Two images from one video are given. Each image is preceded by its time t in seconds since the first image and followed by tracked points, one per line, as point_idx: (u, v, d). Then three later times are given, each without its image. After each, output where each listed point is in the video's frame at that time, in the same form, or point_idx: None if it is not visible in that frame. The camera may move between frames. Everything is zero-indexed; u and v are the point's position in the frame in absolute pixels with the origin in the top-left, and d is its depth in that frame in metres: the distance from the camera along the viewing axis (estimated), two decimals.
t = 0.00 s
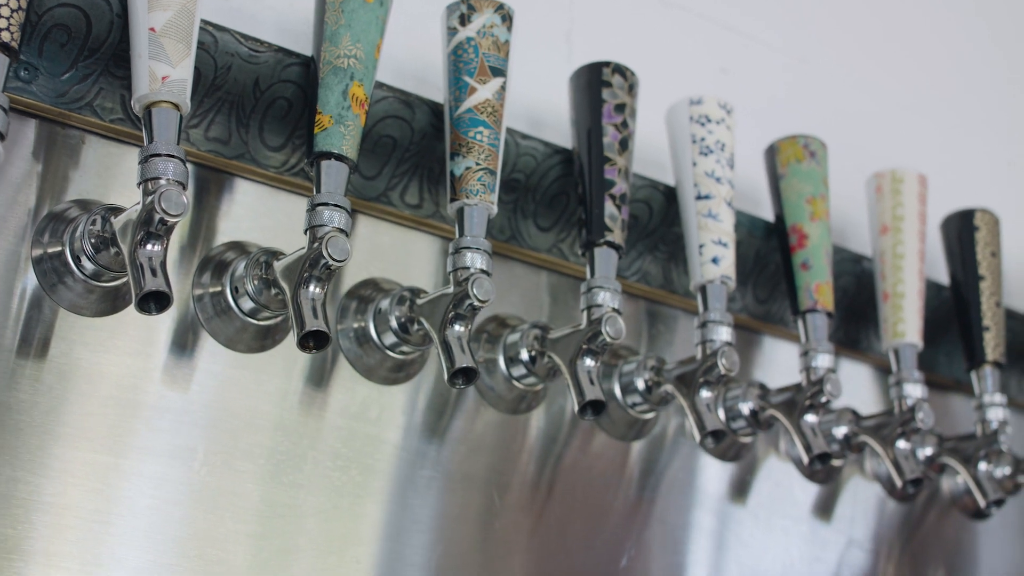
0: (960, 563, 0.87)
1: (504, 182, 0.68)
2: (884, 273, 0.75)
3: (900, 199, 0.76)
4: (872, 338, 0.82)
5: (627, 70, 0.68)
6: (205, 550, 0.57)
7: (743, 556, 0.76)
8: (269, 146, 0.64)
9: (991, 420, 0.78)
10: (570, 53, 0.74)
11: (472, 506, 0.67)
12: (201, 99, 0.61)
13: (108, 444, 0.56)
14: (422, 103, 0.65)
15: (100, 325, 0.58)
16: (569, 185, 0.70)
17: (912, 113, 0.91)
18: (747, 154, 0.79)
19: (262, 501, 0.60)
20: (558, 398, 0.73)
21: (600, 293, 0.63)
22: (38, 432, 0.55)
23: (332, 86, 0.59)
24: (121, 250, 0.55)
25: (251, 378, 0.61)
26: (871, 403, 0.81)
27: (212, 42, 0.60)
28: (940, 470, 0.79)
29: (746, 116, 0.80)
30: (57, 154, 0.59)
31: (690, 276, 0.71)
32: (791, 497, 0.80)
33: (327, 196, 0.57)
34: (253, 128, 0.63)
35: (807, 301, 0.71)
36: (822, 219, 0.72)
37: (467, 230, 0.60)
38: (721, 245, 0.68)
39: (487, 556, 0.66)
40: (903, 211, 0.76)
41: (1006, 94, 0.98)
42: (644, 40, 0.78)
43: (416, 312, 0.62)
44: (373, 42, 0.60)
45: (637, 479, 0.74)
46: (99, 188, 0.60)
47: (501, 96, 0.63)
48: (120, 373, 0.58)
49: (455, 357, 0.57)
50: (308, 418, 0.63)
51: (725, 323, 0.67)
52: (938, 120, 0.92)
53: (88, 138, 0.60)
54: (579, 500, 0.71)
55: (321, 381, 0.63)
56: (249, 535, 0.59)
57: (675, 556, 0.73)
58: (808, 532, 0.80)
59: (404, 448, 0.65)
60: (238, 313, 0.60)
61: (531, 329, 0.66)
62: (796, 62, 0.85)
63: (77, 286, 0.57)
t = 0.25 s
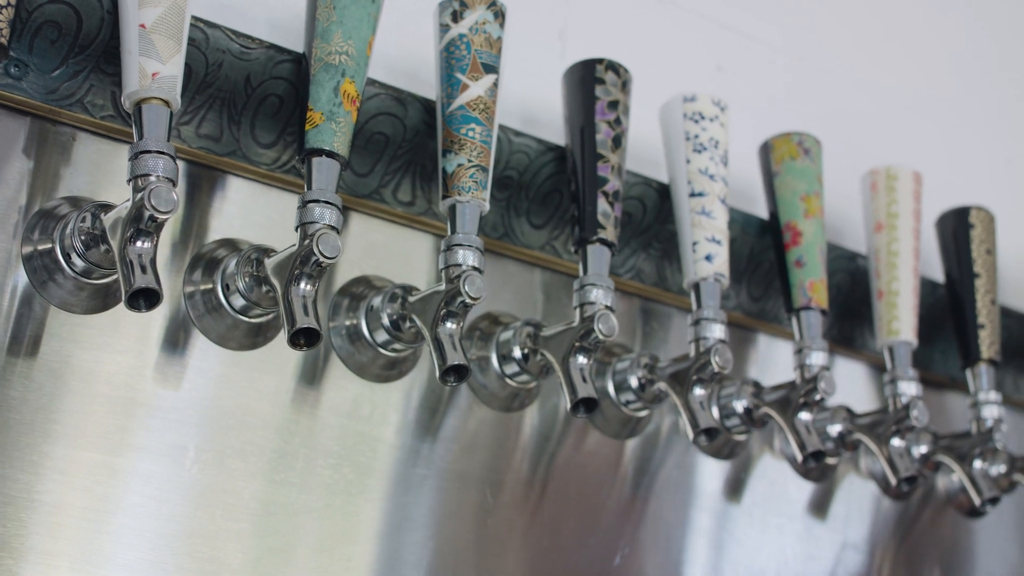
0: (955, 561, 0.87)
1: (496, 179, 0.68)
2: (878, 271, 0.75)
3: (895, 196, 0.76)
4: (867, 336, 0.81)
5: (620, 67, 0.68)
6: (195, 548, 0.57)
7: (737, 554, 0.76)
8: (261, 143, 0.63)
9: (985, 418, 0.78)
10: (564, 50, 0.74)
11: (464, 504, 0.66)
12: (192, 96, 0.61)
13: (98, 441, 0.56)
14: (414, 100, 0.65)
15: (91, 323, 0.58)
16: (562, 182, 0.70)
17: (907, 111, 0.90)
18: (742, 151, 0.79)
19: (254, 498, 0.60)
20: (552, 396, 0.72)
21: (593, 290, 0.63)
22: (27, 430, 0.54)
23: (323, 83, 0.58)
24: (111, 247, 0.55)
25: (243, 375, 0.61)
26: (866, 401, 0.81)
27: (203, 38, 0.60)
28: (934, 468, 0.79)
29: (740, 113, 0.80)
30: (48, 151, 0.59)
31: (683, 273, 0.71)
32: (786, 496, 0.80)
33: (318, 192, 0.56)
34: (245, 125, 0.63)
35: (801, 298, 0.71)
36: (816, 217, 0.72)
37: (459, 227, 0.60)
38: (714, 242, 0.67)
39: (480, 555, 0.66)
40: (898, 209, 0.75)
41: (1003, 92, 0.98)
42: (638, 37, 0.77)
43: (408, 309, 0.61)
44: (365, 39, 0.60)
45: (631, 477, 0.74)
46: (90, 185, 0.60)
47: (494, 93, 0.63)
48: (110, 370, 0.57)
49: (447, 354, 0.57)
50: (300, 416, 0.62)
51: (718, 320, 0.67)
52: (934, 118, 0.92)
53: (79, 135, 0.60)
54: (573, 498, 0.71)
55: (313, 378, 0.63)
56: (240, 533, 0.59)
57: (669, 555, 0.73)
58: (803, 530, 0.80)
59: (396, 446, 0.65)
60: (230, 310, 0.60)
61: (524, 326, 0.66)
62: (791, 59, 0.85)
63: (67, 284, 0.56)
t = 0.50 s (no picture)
0: (951, 559, 0.87)
1: (489, 176, 0.67)
2: (873, 268, 0.75)
3: (890, 193, 0.76)
4: (862, 333, 0.81)
5: (613, 63, 0.68)
6: (185, 546, 0.57)
7: (731, 552, 0.76)
8: (251, 139, 0.63)
9: (981, 415, 0.78)
10: (558, 46, 0.74)
11: (457, 502, 0.66)
12: (182, 93, 0.61)
13: (88, 439, 0.56)
14: (406, 97, 0.65)
15: (80, 320, 0.58)
16: (554, 179, 0.70)
17: (903, 108, 0.90)
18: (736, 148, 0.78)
19: (244, 496, 0.59)
20: (545, 393, 0.72)
21: (585, 287, 0.63)
22: (16, 427, 0.54)
23: (313, 79, 0.58)
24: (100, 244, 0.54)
25: (233, 373, 0.61)
26: (861, 398, 0.81)
27: (193, 35, 0.59)
28: (929, 465, 0.78)
29: (735, 110, 0.80)
30: (38, 149, 0.59)
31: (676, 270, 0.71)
32: (780, 494, 0.80)
33: (308, 189, 0.56)
34: (235, 122, 0.63)
35: (794, 295, 0.71)
36: (810, 214, 0.72)
37: (450, 223, 0.60)
38: (707, 239, 0.67)
39: (472, 552, 0.66)
40: (892, 205, 0.75)
41: (999, 89, 0.98)
42: (632, 34, 0.77)
43: (400, 307, 0.61)
44: (356, 36, 0.60)
45: (625, 475, 0.74)
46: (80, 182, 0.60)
47: (485, 89, 0.63)
48: (100, 368, 0.57)
49: (438, 352, 0.57)
50: (292, 414, 0.62)
51: (711, 317, 0.66)
52: (929, 115, 0.92)
53: (69, 132, 0.60)
54: (567, 496, 0.71)
55: (305, 376, 0.63)
56: (231, 531, 0.58)
57: (662, 552, 0.73)
58: (798, 528, 0.80)
59: (387, 444, 0.65)
60: (220, 308, 0.60)
61: (516, 323, 0.66)
62: (786, 56, 0.84)
63: (57, 281, 0.56)
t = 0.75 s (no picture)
0: (947, 557, 0.87)
1: (482, 173, 0.67)
2: (868, 265, 0.75)
3: (885, 190, 0.76)
4: (858, 331, 0.81)
5: (607, 60, 0.68)
6: (177, 544, 0.57)
7: (726, 551, 0.76)
8: (243, 136, 0.63)
9: (976, 413, 0.78)
10: (552, 43, 0.74)
11: (450, 500, 0.66)
12: (173, 90, 0.60)
13: (79, 437, 0.56)
14: (398, 93, 0.64)
15: (71, 318, 0.57)
16: (548, 176, 0.70)
17: (899, 106, 0.90)
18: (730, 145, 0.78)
19: (237, 494, 0.59)
20: (539, 391, 0.72)
21: (578, 285, 0.62)
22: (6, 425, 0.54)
23: (305, 76, 0.58)
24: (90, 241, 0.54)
25: (225, 371, 0.61)
26: (857, 396, 0.80)
27: (184, 32, 0.59)
28: (925, 463, 0.78)
29: (729, 107, 0.80)
30: (29, 145, 0.59)
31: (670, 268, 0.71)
32: (776, 492, 0.80)
33: (299, 186, 0.56)
34: (227, 119, 0.62)
35: (789, 292, 0.70)
36: (804, 211, 0.72)
37: (442, 221, 0.59)
38: (701, 236, 0.67)
39: (466, 551, 0.65)
40: (887, 203, 0.75)
41: (995, 86, 0.98)
42: (627, 30, 0.77)
43: (392, 304, 0.61)
44: (347, 32, 0.60)
45: (620, 473, 0.73)
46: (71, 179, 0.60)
47: (478, 86, 0.62)
48: (91, 365, 0.57)
49: (430, 349, 0.57)
50: (284, 412, 0.62)
51: (705, 314, 0.66)
52: (925, 112, 0.92)
53: (60, 129, 0.60)
54: (561, 494, 0.70)
55: (297, 374, 0.63)
56: (223, 529, 0.58)
57: (657, 551, 0.73)
58: (794, 526, 0.80)
59: (380, 442, 0.65)
60: (212, 305, 0.60)
61: (509, 322, 0.66)
62: (781, 53, 0.84)
63: (48, 279, 0.56)
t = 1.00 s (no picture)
0: (942, 556, 0.86)
1: (474, 171, 0.67)
2: (862, 263, 0.75)
3: (879, 188, 0.75)
4: (852, 329, 0.81)
5: (599, 57, 0.67)
6: (168, 543, 0.57)
7: (720, 549, 0.75)
8: (234, 133, 0.62)
9: (971, 411, 0.78)
10: (545, 41, 0.73)
11: (442, 499, 0.66)
12: (163, 87, 0.60)
13: (70, 435, 0.55)
14: (390, 90, 0.64)
15: (61, 316, 0.57)
16: (540, 173, 0.69)
17: (894, 103, 0.90)
18: (724, 142, 0.78)
19: (228, 493, 0.59)
20: (532, 390, 0.72)
21: (570, 282, 0.62)
22: None
23: (295, 73, 0.58)
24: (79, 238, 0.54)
25: (215, 369, 0.60)
26: (851, 394, 0.80)
27: (174, 28, 0.59)
28: (920, 461, 0.78)
29: (723, 105, 0.80)
30: (19, 142, 0.58)
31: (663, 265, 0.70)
32: (770, 490, 0.80)
33: (290, 183, 0.56)
34: (218, 116, 0.62)
35: (782, 290, 0.70)
36: (798, 208, 0.72)
37: (433, 218, 0.59)
38: (694, 233, 0.67)
39: (458, 549, 0.65)
40: (881, 200, 0.75)
41: (991, 84, 0.97)
42: (620, 28, 0.77)
43: (383, 302, 0.61)
44: (338, 29, 0.60)
45: (613, 471, 0.73)
46: (61, 176, 0.60)
47: (469, 83, 0.62)
48: (81, 363, 0.57)
49: (421, 347, 0.57)
50: (275, 410, 0.62)
51: (698, 312, 0.66)
52: (921, 110, 0.91)
53: (51, 127, 0.60)
54: (554, 493, 0.70)
55: (290, 373, 0.63)
56: (213, 528, 0.58)
57: (650, 549, 0.73)
58: (788, 525, 0.80)
59: (372, 440, 0.64)
60: (202, 303, 0.59)
61: (501, 320, 0.66)
62: (776, 51, 0.84)
63: (37, 276, 0.56)
